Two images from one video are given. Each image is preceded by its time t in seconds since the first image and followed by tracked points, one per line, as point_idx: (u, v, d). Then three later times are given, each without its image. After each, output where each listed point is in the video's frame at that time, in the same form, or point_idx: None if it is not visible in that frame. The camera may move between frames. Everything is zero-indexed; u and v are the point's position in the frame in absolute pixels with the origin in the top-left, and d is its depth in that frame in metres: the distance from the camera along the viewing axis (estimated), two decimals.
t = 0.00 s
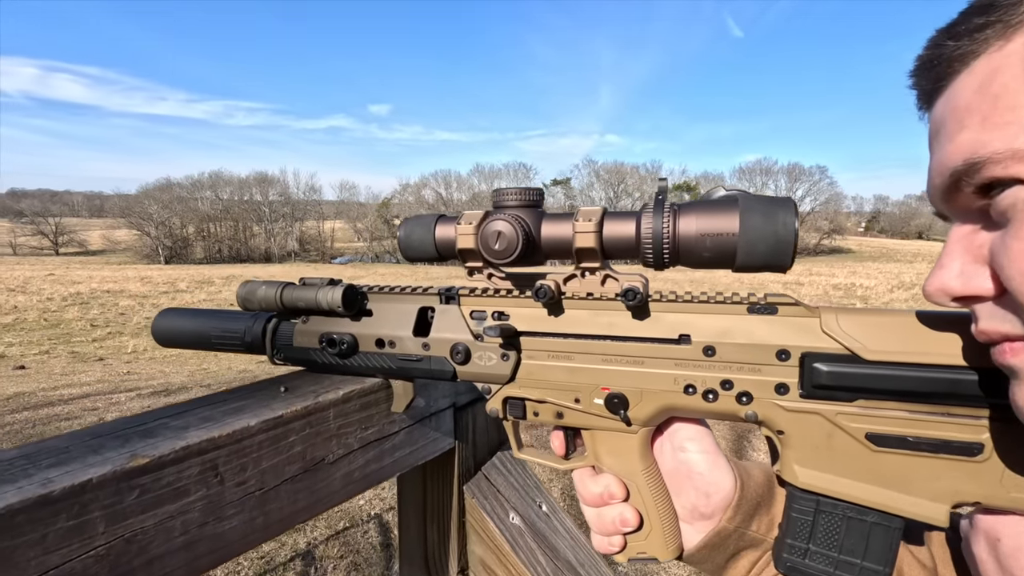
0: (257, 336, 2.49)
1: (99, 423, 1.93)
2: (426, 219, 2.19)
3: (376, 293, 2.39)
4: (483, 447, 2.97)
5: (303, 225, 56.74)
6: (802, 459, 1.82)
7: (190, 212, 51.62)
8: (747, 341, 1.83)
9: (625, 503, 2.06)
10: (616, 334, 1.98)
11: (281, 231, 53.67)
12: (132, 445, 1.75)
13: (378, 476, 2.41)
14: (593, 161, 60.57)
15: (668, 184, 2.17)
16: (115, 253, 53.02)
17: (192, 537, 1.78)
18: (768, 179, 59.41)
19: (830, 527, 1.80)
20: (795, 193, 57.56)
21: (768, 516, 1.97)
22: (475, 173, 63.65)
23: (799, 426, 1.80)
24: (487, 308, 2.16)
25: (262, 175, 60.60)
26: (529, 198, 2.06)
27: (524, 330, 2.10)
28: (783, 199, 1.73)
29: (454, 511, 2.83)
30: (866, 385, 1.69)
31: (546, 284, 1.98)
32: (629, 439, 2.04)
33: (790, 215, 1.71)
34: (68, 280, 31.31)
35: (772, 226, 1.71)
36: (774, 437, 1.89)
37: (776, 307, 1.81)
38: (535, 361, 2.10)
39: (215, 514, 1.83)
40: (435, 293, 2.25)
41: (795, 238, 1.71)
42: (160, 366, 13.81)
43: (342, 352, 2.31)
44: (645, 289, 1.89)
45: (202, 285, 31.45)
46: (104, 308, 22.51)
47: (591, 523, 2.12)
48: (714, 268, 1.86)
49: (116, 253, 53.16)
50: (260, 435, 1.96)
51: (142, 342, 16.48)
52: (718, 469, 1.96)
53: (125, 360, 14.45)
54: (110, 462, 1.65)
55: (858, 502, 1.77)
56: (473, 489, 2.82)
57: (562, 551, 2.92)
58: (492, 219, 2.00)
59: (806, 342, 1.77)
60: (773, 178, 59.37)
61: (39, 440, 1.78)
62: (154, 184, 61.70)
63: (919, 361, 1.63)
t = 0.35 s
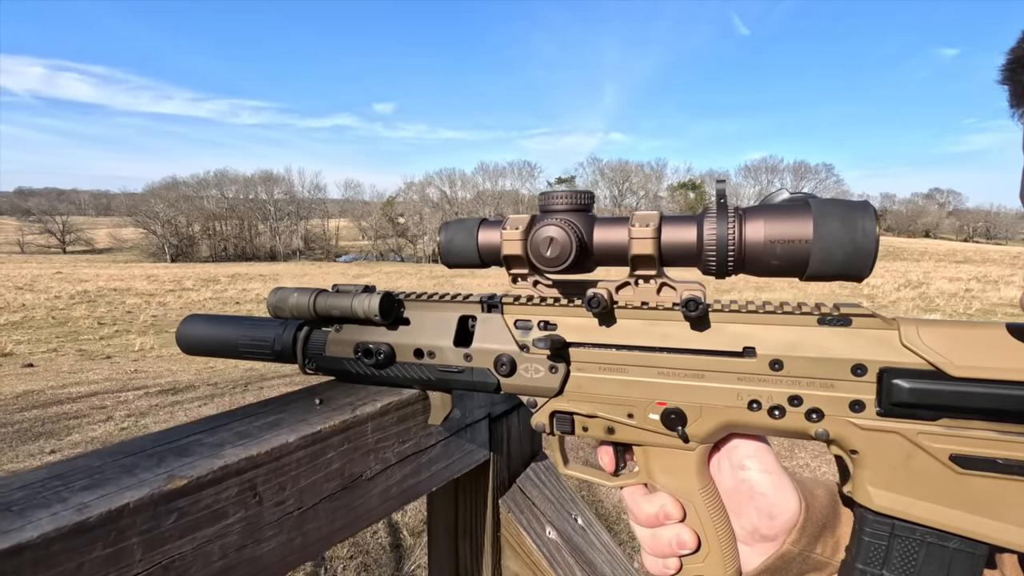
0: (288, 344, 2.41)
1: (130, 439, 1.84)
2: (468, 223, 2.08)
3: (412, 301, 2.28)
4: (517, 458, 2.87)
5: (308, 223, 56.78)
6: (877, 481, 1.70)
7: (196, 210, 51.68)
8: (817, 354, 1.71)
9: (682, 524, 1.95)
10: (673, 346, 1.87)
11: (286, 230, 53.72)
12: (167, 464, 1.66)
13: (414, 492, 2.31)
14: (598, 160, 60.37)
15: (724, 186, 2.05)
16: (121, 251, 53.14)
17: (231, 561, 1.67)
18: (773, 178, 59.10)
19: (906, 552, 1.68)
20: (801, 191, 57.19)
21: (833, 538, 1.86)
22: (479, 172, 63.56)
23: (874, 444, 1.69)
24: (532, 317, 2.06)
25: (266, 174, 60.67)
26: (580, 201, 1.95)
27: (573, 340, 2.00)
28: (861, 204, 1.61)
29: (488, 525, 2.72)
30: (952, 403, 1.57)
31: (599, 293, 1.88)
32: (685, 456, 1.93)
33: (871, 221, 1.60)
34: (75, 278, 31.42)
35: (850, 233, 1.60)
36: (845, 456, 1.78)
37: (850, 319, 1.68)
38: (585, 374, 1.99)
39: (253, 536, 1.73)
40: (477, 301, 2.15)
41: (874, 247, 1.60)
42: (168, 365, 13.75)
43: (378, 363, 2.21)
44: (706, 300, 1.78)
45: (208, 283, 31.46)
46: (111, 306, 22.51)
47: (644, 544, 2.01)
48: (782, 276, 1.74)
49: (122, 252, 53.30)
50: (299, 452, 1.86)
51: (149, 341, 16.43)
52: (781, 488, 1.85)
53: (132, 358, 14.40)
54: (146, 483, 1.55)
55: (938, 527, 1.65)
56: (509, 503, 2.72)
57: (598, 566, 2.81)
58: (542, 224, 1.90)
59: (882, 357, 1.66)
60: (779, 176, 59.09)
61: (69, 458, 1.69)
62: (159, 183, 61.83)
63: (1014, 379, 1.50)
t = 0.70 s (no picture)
0: (314, 349, 2.35)
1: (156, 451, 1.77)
2: (505, 224, 2.00)
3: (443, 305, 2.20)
4: (546, 466, 2.79)
5: (312, 222, 56.84)
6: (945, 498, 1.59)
7: (201, 209, 51.73)
8: (882, 364, 1.61)
9: (732, 541, 1.87)
10: (723, 354, 1.77)
11: (290, 228, 53.78)
12: (199, 478, 1.58)
13: (445, 502, 2.23)
14: (602, 158, 60.16)
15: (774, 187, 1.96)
16: (126, 250, 53.28)
17: None
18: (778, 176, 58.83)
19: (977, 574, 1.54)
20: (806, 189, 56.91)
21: (892, 556, 1.73)
22: (482, 170, 63.48)
23: (943, 459, 1.59)
24: (572, 322, 1.97)
25: (271, 173, 60.76)
26: (624, 202, 1.87)
27: (616, 347, 1.90)
28: (934, 206, 1.52)
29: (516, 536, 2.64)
30: None
31: (646, 298, 1.80)
32: (735, 469, 1.84)
33: (945, 224, 1.50)
34: (81, 276, 31.50)
35: (923, 236, 1.50)
36: (910, 472, 1.67)
37: (917, 327, 1.58)
38: (629, 382, 1.90)
39: (287, 552, 1.65)
40: (512, 306, 2.06)
41: (948, 251, 1.50)
42: (174, 363, 13.70)
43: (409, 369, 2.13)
44: (760, 306, 1.70)
45: (213, 282, 31.47)
46: (117, 305, 22.53)
47: (692, 561, 1.94)
48: (844, 281, 1.65)
49: (128, 250, 53.44)
50: (332, 464, 1.78)
51: (155, 339, 16.40)
52: (837, 504, 1.73)
53: (138, 357, 14.36)
54: (178, 500, 1.47)
55: (1012, 548, 1.51)
56: (539, 512, 2.64)
57: None
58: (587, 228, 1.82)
59: (954, 367, 1.55)
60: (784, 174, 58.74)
61: (95, 471, 1.62)
62: (164, 181, 61.98)
63: None
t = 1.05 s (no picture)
0: (336, 354, 2.25)
1: (179, 462, 1.69)
2: (540, 224, 1.91)
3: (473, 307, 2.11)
4: (573, 473, 2.70)
5: (316, 219, 56.90)
6: (1015, 516, 1.47)
7: (205, 206, 51.79)
8: (948, 373, 1.52)
9: (781, 559, 1.78)
10: (774, 362, 1.69)
11: (295, 226, 53.83)
12: (226, 493, 1.50)
13: (474, 514, 2.15)
14: (605, 155, 60.02)
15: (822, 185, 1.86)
16: (132, 248, 53.46)
17: None
18: (782, 174, 58.58)
19: None
20: (811, 186, 56.64)
21: None
22: (485, 167, 63.44)
23: (1014, 476, 1.49)
24: (612, 327, 1.88)
25: (275, 170, 60.82)
26: (668, 201, 1.77)
27: (659, 354, 1.81)
28: (1009, 206, 1.42)
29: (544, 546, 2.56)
30: None
31: (692, 302, 1.70)
32: (785, 483, 1.75)
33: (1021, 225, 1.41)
34: (88, 274, 31.58)
35: (998, 238, 1.41)
36: (975, 489, 1.58)
37: (986, 335, 1.48)
38: (672, 392, 1.81)
39: (317, 572, 1.57)
40: (546, 310, 1.97)
41: None
42: (180, 360, 13.66)
43: (438, 376, 2.04)
44: (815, 312, 1.61)
45: (218, 280, 31.49)
46: (123, 302, 22.55)
47: None
48: (906, 285, 1.56)
49: (134, 248, 53.62)
50: (362, 477, 1.70)
51: (161, 336, 16.38)
52: (895, 519, 1.54)
53: (145, 354, 14.33)
54: (205, 517, 1.39)
55: None
56: (568, 522, 2.56)
57: None
58: (632, 230, 1.73)
59: None
60: (789, 172, 58.51)
61: (117, 486, 1.54)
62: (169, 179, 62.08)
63: None
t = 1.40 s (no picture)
0: (359, 357, 2.21)
1: (204, 473, 1.63)
2: (574, 225, 1.85)
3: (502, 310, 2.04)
4: (598, 479, 2.64)
5: (319, 216, 56.94)
6: None
7: (209, 204, 51.76)
8: (1012, 382, 1.44)
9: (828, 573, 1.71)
10: (821, 369, 1.62)
11: (298, 224, 53.85)
12: (255, 507, 1.44)
13: (502, 523, 2.09)
14: (608, 151, 59.89)
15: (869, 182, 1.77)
16: (135, 245, 53.56)
17: None
18: (785, 170, 58.42)
19: None
20: (814, 183, 56.46)
21: None
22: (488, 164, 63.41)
23: None
24: (648, 331, 1.81)
25: (277, 168, 60.83)
26: (709, 201, 1.70)
27: (698, 360, 1.74)
28: None
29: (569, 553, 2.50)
30: None
31: (735, 306, 1.64)
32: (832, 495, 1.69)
33: None
34: (92, 272, 31.64)
35: None
36: None
37: None
38: (713, 399, 1.74)
39: None
40: (579, 313, 1.90)
41: None
42: (184, 358, 13.63)
43: (467, 381, 1.98)
44: (868, 317, 1.54)
45: (221, 277, 31.50)
46: (127, 300, 22.56)
47: None
48: (966, 289, 1.48)
49: (137, 245, 53.71)
50: (393, 487, 1.64)
51: (165, 334, 16.35)
52: (947, 530, 1.44)
53: (150, 352, 14.31)
54: (237, 533, 1.33)
55: None
56: (595, 529, 2.50)
57: None
58: (674, 232, 1.67)
59: None
60: (793, 168, 58.13)
61: (142, 498, 1.48)
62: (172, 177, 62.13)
63: None
